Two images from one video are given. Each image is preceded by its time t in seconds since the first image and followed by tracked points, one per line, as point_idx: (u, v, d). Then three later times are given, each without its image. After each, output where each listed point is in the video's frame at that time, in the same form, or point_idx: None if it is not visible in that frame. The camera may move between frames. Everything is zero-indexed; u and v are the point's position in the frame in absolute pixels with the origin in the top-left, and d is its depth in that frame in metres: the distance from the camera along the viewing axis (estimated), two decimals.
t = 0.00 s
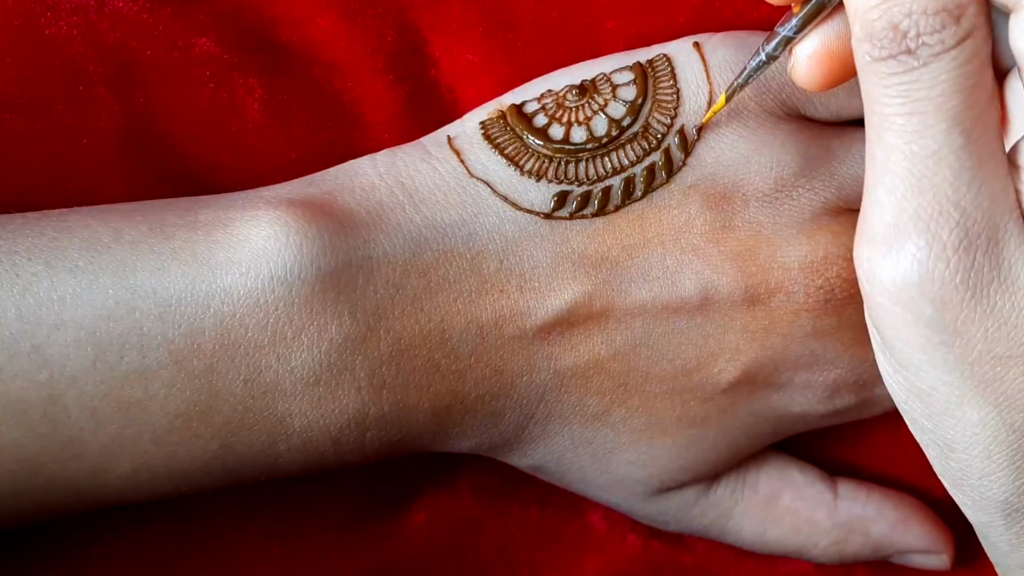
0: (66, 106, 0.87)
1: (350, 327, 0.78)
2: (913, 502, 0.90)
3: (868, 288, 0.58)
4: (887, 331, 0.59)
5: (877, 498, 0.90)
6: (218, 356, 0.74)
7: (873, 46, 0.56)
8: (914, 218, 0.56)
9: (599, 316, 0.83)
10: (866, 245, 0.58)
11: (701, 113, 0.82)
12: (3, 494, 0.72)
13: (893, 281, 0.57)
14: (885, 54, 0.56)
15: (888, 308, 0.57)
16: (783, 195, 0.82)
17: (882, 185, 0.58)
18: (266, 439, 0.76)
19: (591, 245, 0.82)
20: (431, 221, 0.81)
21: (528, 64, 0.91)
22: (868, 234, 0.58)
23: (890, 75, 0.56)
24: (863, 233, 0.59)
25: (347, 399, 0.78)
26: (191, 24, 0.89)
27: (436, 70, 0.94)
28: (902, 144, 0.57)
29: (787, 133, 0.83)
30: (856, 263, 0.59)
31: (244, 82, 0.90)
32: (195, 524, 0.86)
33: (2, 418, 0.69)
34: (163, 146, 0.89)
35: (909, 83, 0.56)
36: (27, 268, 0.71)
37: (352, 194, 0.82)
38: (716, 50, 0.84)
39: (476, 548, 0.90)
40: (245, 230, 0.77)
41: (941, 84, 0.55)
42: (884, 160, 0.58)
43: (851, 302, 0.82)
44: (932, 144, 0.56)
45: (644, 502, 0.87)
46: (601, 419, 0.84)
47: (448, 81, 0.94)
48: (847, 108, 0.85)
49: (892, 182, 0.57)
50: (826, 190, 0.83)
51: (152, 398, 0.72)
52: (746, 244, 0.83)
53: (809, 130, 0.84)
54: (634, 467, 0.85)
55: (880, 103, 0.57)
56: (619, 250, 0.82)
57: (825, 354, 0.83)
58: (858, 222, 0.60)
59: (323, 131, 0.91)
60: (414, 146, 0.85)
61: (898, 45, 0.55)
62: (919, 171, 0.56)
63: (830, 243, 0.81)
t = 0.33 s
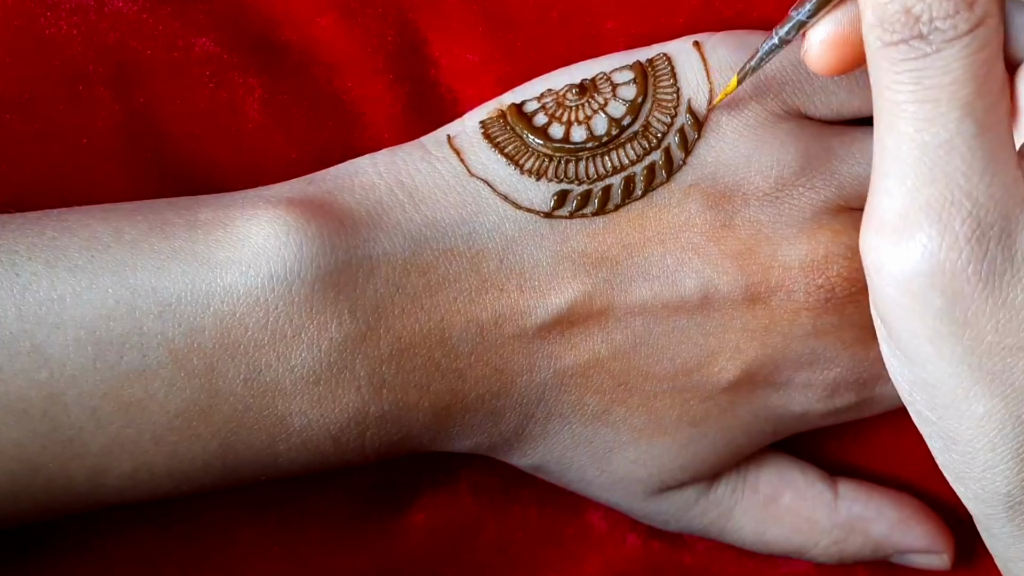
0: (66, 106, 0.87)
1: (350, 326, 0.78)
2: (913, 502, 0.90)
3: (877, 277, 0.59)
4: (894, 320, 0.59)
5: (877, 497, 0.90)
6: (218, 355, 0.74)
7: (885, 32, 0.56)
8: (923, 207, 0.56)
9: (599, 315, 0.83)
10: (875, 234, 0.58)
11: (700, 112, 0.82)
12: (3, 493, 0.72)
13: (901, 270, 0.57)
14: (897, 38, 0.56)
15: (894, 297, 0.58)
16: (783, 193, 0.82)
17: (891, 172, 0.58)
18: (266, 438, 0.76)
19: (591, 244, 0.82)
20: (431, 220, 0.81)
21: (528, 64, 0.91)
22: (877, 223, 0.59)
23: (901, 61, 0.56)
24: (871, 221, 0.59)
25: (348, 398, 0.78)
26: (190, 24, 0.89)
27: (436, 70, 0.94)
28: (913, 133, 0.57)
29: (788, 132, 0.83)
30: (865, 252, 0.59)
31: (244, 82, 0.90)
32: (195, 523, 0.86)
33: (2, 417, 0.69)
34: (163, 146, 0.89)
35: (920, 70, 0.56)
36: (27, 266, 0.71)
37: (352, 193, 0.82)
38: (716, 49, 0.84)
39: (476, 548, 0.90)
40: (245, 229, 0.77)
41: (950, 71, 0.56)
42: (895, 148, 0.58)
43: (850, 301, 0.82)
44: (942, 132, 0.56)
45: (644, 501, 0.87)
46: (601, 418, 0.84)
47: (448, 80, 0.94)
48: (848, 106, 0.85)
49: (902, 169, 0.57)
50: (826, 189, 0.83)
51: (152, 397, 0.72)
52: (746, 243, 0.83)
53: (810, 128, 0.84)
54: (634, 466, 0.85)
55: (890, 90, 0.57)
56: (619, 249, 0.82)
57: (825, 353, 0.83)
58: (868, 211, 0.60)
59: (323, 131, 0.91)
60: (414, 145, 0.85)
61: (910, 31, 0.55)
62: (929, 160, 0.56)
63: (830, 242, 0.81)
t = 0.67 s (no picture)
0: (66, 106, 0.87)
1: (349, 326, 0.78)
2: (912, 501, 0.90)
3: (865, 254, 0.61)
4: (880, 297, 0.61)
5: (877, 498, 0.89)
6: (218, 355, 0.74)
7: (879, 18, 0.58)
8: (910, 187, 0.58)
9: (598, 314, 0.83)
10: (864, 212, 0.61)
11: (701, 112, 0.82)
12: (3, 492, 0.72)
13: (887, 248, 0.59)
14: (890, 25, 0.58)
15: (879, 273, 0.60)
16: (783, 192, 0.82)
17: (881, 153, 0.60)
18: (266, 437, 0.76)
19: (591, 243, 0.82)
20: (431, 220, 0.81)
21: (528, 64, 0.91)
22: (866, 202, 0.61)
23: (893, 46, 0.58)
24: (861, 200, 0.61)
25: (347, 397, 0.78)
26: (191, 24, 0.89)
27: (437, 70, 0.94)
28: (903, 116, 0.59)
29: (788, 131, 0.83)
30: (854, 230, 0.61)
31: (244, 82, 0.90)
32: (196, 523, 0.86)
33: (2, 416, 0.69)
34: (163, 146, 0.89)
35: (911, 55, 0.58)
36: (28, 266, 0.71)
37: (352, 193, 0.82)
38: (716, 49, 0.84)
39: (476, 548, 0.90)
40: (245, 228, 0.77)
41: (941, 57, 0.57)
42: (884, 129, 0.60)
43: (850, 301, 0.82)
44: (931, 115, 0.58)
45: (644, 501, 0.87)
46: (602, 417, 0.84)
47: (448, 80, 0.94)
48: (846, 104, 0.85)
49: (891, 150, 0.59)
50: (826, 189, 0.83)
51: (152, 396, 0.72)
52: (746, 242, 0.83)
53: (810, 127, 0.84)
54: (634, 465, 0.85)
55: (882, 73, 0.59)
56: (619, 248, 0.82)
57: (826, 352, 0.83)
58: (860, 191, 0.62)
59: (323, 131, 0.91)
60: (415, 145, 0.85)
61: (903, 18, 0.57)
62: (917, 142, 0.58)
63: (830, 241, 0.81)
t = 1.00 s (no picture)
0: (66, 106, 0.87)
1: (349, 323, 0.78)
2: (914, 501, 0.89)
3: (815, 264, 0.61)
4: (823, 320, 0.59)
5: (877, 497, 0.89)
6: (218, 352, 0.74)
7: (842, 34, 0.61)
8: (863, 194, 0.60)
9: (597, 313, 0.83)
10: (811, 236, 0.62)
11: (701, 111, 0.83)
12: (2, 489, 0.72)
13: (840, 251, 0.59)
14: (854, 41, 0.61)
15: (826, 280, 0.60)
16: (783, 189, 0.82)
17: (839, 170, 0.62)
18: (265, 435, 0.76)
19: (590, 241, 0.82)
20: (430, 219, 0.82)
21: (527, 65, 0.91)
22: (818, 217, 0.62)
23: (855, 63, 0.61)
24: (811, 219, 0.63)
25: (346, 394, 0.78)
26: (191, 24, 0.89)
27: (436, 70, 0.94)
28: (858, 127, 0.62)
29: (788, 130, 0.83)
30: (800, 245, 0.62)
31: (244, 81, 0.90)
32: (196, 523, 0.86)
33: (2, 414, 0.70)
34: (163, 145, 0.89)
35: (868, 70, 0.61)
36: (27, 264, 0.71)
37: (352, 192, 0.82)
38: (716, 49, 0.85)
39: (476, 547, 0.90)
40: (245, 227, 0.77)
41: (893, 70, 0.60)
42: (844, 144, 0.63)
43: (852, 300, 0.81)
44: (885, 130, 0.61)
45: (643, 500, 0.87)
46: (601, 416, 0.84)
47: (448, 80, 0.94)
48: (847, 105, 0.85)
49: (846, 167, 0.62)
50: (826, 188, 0.82)
51: (151, 394, 0.72)
52: (746, 240, 0.83)
53: (810, 127, 0.84)
54: (633, 464, 0.85)
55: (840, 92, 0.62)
56: (618, 246, 0.82)
57: (824, 351, 0.83)
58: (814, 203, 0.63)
59: (323, 131, 0.92)
60: (414, 144, 0.86)
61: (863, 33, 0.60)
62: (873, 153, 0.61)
63: (830, 239, 0.81)
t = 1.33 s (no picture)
0: (66, 106, 0.87)
1: (349, 323, 0.78)
2: (915, 501, 0.89)
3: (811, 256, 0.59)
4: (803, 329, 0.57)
5: (877, 497, 0.89)
6: (218, 352, 0.74)
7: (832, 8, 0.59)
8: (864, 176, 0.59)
9: (596, 312, 0.83)
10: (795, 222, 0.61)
11: (701, 112, 0.83)
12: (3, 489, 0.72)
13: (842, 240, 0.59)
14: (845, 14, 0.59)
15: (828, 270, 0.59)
16: (783, 189, 0.83)
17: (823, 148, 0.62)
18: (265, 435, 0.76)
19: (590, 241, 0.82)
20: (430, 218, 0.82)
21: (527, 65, 0.91)
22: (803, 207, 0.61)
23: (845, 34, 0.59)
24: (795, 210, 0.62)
25: (346, 394, 0.78)
26: (191, 24, 0.89)
27: (436, 70, 0.94)
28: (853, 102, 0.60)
29: (787, 130, 0.84)
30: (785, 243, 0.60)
31: (244, 81, 0.90)
32: (196, 523, 0.86)
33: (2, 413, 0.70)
34: (163, 146, 0.89)
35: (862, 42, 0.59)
36: (27, 263, 0.72)
37: (352, 191, 0.82)
38: (716, 49, 0.85)
39: (476, 547, 0.90)
40: (245, 226, 0.77)
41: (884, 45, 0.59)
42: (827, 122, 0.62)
43: (851, 300, 0.81)
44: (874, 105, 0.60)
45: (644, 500, 0.87)
46: (601, 416, 0.84)
47: (448, 80, 0.94)
48: (847, 105, 0.85)
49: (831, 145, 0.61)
50: (826, 188, 0.83)
51: (151, 393, 0.72)
52: (746, 240, 0.83)
53: (810, 127, 0.84)
54: (633, 464, 0.85)
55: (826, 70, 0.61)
56: (618, 246, 0.83)
57: (824, 351, 0.83)
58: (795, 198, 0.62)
59: (323, 131, 0.92)
60: (414, 144, 0.86)
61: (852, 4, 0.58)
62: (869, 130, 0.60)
63: (830, 238, 0.81)
